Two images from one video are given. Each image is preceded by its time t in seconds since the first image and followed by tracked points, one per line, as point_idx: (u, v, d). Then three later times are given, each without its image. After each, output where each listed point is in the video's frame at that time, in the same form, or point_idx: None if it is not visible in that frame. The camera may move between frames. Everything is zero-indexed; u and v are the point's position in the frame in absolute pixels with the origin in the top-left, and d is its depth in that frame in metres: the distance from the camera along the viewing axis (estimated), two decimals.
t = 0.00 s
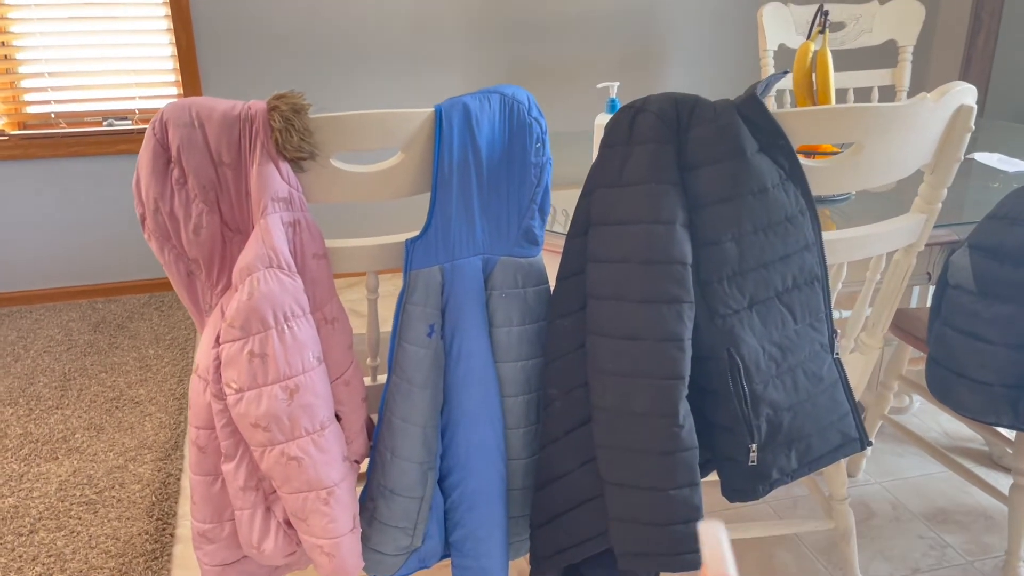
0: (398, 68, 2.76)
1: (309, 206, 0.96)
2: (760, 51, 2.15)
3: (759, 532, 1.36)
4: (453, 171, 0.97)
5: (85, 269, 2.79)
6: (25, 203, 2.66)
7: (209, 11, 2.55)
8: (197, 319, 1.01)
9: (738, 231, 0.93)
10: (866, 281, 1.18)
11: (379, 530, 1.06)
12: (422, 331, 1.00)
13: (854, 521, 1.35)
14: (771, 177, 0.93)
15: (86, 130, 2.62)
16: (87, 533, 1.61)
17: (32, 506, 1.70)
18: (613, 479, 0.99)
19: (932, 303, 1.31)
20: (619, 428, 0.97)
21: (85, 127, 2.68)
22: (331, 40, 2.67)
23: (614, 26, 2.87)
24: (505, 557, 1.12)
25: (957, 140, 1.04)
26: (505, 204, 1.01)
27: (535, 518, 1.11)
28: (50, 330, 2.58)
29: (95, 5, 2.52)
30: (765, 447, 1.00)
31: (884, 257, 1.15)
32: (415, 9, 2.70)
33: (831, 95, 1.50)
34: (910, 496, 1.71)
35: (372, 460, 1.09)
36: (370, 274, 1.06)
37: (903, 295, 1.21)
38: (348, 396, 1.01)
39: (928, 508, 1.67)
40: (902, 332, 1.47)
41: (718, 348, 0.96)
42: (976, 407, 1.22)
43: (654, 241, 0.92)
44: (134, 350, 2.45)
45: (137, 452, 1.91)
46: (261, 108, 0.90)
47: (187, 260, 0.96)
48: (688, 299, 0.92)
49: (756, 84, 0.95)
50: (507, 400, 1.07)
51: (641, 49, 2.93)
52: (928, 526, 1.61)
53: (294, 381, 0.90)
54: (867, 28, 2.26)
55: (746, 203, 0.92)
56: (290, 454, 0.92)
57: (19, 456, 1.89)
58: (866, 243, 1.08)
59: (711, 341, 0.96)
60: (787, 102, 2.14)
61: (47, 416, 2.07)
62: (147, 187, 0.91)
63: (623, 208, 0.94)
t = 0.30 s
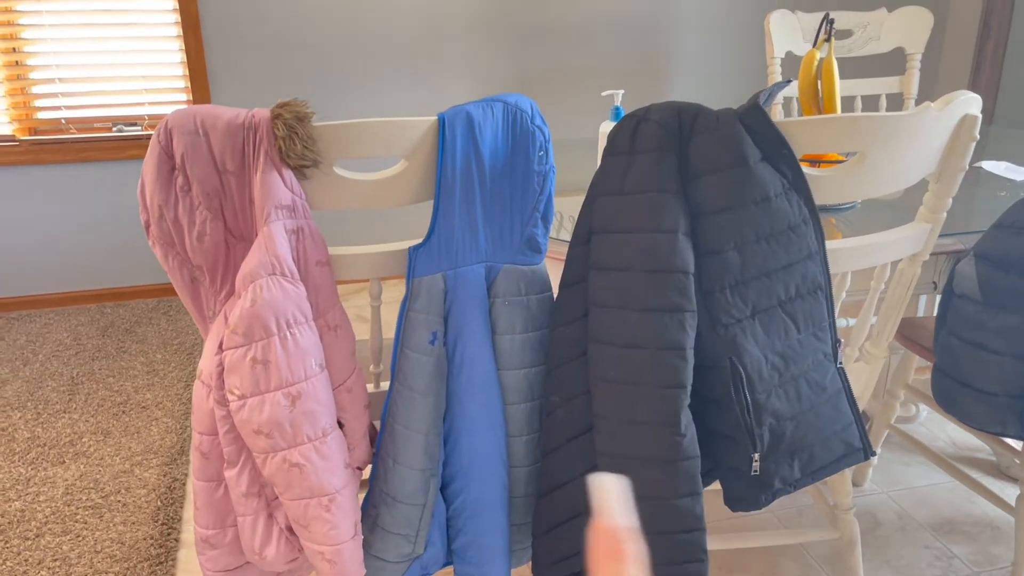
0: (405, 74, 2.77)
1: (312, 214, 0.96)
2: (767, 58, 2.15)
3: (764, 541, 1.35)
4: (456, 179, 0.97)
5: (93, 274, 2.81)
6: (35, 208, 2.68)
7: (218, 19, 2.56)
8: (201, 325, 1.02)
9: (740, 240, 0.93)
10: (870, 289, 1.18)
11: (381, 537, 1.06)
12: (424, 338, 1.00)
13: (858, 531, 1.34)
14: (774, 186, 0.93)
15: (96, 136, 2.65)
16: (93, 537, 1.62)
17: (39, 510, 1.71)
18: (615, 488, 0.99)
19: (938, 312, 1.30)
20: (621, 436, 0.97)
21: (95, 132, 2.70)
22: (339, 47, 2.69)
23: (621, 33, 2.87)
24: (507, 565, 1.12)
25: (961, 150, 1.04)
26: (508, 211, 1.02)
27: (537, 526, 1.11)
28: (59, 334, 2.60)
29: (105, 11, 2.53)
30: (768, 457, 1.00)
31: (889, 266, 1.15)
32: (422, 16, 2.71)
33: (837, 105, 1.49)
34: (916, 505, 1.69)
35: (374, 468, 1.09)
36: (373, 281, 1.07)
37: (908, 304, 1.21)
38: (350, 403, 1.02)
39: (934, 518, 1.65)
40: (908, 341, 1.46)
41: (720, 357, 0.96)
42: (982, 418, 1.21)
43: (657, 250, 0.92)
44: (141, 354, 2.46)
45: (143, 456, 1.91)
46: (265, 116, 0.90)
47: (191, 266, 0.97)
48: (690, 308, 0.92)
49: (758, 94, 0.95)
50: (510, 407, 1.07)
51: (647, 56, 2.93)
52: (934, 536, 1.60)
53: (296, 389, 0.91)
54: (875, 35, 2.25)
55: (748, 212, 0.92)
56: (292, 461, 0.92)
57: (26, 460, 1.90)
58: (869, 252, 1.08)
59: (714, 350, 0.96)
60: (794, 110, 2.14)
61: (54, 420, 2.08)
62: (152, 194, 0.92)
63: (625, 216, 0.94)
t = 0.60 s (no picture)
0: (415, 81, 2.78)
1: (324, 221, 0.97)
2: (778, 65, 2.14)
3: (773, 550, 1.34)
4: (468, 187, 0.97)
5: (105, 278, 2.83)
6: (48, 212, 2.70)
7: (230, 26, 2.58)
8: (213, 331, 1.03)
9: (752, 249, 0.93)
10: (882, 298, 1.18)
11: (391, 543, 1.06)
12: (435, 345, 1.01)
13: (868, 541, 1.33)
14: (786, 195, 0.93)
15: (108, 141, 2.67)
16: (103, 541, 1.63)
17: (50, 513, 1.72)
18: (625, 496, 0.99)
19: (950, 321, 1.29)
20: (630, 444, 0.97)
21: (107, 137, 2.73)
22: (350, 53, 2.70)
23: (631, 40, 2.87)
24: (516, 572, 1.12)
25: (974, 159, 1.04)
26: (519, 219, 1.02)
27: (546, 533, 1.11)
28: (70, 338, 2.62)
29: (118, 18, 2.55)
30: (778, 466, 1.00)
31: (900, 275, 1.14)
32: (432, 23, 2.72)
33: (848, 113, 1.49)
34: (927, 515, 1.67)
35: (383, 474, 1.09)
36: (384, 288, 1.07)
37: (920, 313, 1.20)
38: (360, 409, 1.02)
39: (945, 528, 1.63)
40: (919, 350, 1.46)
41: (731, 366, 0.96)
42: (997, 428, 1.20)
43: (667, 259, 0.92)
44: (152, 359, 2.48)
45: (154, 460, 1.92)
46: (278, 123, 0.91)
47: (204, 272, 0.98)
48: (701, 316, 0.92)
49: (770, 102, 0.95)
50: (520, 415, 1.07)
51: (657, 63, 2.93)
52: (945, 546, 1.58)
53: (307, 395, 0.91)
54: (886, 43, 2.24)
55: (759, 221, 0.92)
56: (303, 467, 0.92)
57: (37, 464, 1.91)
58: (881, 261, 1.08)
59: (724, 358, 0.96)
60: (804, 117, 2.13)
61: (65, 424, 2.09)
62: (165, 201, 0.93)
63: (636, 225, 0.94)
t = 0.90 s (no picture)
0: (422, 85, 2.79)
1: (332, 224, 0.97)
2: (786, 70, 2.14)
3: (780, 556, 1.33)
4: (475, 191, 0.97)
5: (112, 281, 2.84)
6: (56, 215, 2.71)
7: (238, 30, 2.60)
8: (221, 333, 1.03)
9: (760, 254, 0.93)
10: (890, 303, 1.17)
11: (397, 547, 1.06)
12: (442, 348, 1.01)
13: (877, 547, 1.32)
14: (794, 200, 0.93)
15: (116, 145, 2.68)
16: (110, 543, 1.63)
17: (57, 515, 1.72)
18: (632, 501, 0.99)
19: (959, 326, 1.28)
20: (637, 448, 0.96)
21: (116, 141, 2.72)
22: (358, 57, 2.71)
23: (637, 44, 2.87)
24: None
25: (983, 164, 1.04)
26: (526, 222, 1.02)
27: (553, 538, 1.10)
28: (78, 341, 2.63)
29: (126, 21, 2.56)
30: (786, 471, 1.00)
31: (910, 280, 1.14)
32: (440, 27, 2.73)
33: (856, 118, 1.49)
34: (936, 521, 1.65)
35: (390, 477, 1.08)
36: (391, 291, 1.08)
37: (929, 318, 1.20)
38: (367, 412, 1.02)
39: (954, 535, 1.61)
40: (928, 356, 1.45)
41: (739, 371, 0.96)
42: (1006, 434, 1.19)
43: (675, 263, 0.91)
44: (159, 361, 2.48)
45: (160, 463, 1.93)
46: (287, 127, 0.92)
47: (212, 275, 0.98)
48: (709, 321, 0.92)
49: (779, 107, 0.95)
50: (527, 419, 1.06)
51: (663, 67, 2.92)
52: (953, 553, 1.56)
53: (314, 398, 0.91)
54: (895, 47, 2.23)
55: (768, 225, 0.92)
56: (309, 470, 0.92)
57: (45, 465, 1.92)
58: (889, 267, 1.07)
59: (732, 363, 0.96)
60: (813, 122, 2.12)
61: (72, 426, 2.10)
62: (174, 203, 0.93)
63: (643, 229, 0.94)
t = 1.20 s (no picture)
0: (427, 90, 2.80)
1: (337, 229, 0.97)
2: (791, 76, 2.14)
3: (786, 564, 1.32)
4: (481, 197, 0.97)
5: (118, 285, 2.85)
6: (62, 219, 2.72)
7: (245, 35, 2.61)
8: (226, 338, 1.03)
9: (767, 260, 0.92)
10: (896, 310, 1.17)
11: (401, 553, 1.05)
12: (447, 354, 1.00)
13: (883, 556, 1.31)
14: (801, 206, 0.93)
15: (123, 149, 2.70)
16: (114, 548, 1.63)
17: (61, 519, 1.72)
18: (638, 508, 0.98)
19: (966, 333, 1.28)
20: (643, 455, 0.96)
21: (122, 145, 2.74)
22: (363, 63, 2.72)
23: (642, 50, 2.88)
24: None
25: (990, 170, 1.04)
26: (532, 228, 1.02)
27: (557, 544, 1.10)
28: (83, 345, 2.63)
29: (133, 27, 2.57)
30: (792, 478, 0.99)
31: (916, 287, 1.14)
32: (445, 33, 2.73)
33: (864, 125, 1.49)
34: (942, 528, 1.63)
35: (394, 482, 1.08)
36: (397, 297, 1.08)
37: (935, 326, 1.20)
38: (372, 418, 1.02)
39: (961, 542, 1.59)
40: (935, 363, 1.44)
41: (745, 378, 0.95)
42: (1014, 442, 1.19)
43: (682, 269, 0.91)
44: (163, 365, 2.49)
45: (165, 467, 1.93)
46: (293, 132, 0.92)
47: (217, 280, 0.98)
48: (715, 327, 0.91)
49: (785, 113, 0.95)
50: (532, 425, 1.06)
51: (667, 72, 2.92)
52: (960, 560, 1.53)
53: (319, 403, 0.91)
54: (901, 53, 2.23)
55: (774, 230, 0.92)
56: (314, 475, 0.92)
57: (50, 470, 1.92)
58: (896, 274, 1.07)
59: (738, 369, 0.96)
60: (818, 127, 2.12)
61: (77, 431, 2.10)
62: (180, 208, 0.93)
63: (649, 235, 0.94)
